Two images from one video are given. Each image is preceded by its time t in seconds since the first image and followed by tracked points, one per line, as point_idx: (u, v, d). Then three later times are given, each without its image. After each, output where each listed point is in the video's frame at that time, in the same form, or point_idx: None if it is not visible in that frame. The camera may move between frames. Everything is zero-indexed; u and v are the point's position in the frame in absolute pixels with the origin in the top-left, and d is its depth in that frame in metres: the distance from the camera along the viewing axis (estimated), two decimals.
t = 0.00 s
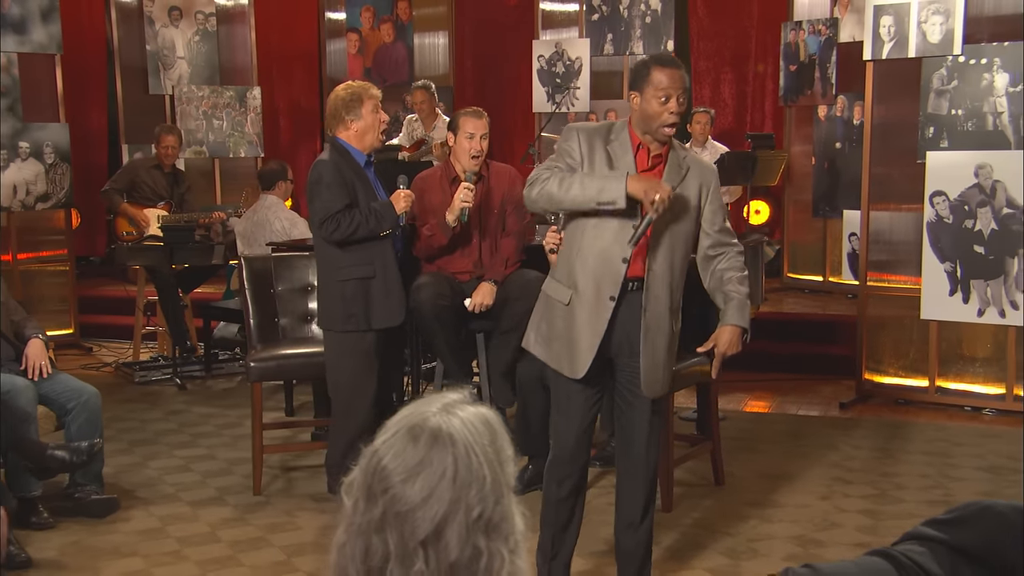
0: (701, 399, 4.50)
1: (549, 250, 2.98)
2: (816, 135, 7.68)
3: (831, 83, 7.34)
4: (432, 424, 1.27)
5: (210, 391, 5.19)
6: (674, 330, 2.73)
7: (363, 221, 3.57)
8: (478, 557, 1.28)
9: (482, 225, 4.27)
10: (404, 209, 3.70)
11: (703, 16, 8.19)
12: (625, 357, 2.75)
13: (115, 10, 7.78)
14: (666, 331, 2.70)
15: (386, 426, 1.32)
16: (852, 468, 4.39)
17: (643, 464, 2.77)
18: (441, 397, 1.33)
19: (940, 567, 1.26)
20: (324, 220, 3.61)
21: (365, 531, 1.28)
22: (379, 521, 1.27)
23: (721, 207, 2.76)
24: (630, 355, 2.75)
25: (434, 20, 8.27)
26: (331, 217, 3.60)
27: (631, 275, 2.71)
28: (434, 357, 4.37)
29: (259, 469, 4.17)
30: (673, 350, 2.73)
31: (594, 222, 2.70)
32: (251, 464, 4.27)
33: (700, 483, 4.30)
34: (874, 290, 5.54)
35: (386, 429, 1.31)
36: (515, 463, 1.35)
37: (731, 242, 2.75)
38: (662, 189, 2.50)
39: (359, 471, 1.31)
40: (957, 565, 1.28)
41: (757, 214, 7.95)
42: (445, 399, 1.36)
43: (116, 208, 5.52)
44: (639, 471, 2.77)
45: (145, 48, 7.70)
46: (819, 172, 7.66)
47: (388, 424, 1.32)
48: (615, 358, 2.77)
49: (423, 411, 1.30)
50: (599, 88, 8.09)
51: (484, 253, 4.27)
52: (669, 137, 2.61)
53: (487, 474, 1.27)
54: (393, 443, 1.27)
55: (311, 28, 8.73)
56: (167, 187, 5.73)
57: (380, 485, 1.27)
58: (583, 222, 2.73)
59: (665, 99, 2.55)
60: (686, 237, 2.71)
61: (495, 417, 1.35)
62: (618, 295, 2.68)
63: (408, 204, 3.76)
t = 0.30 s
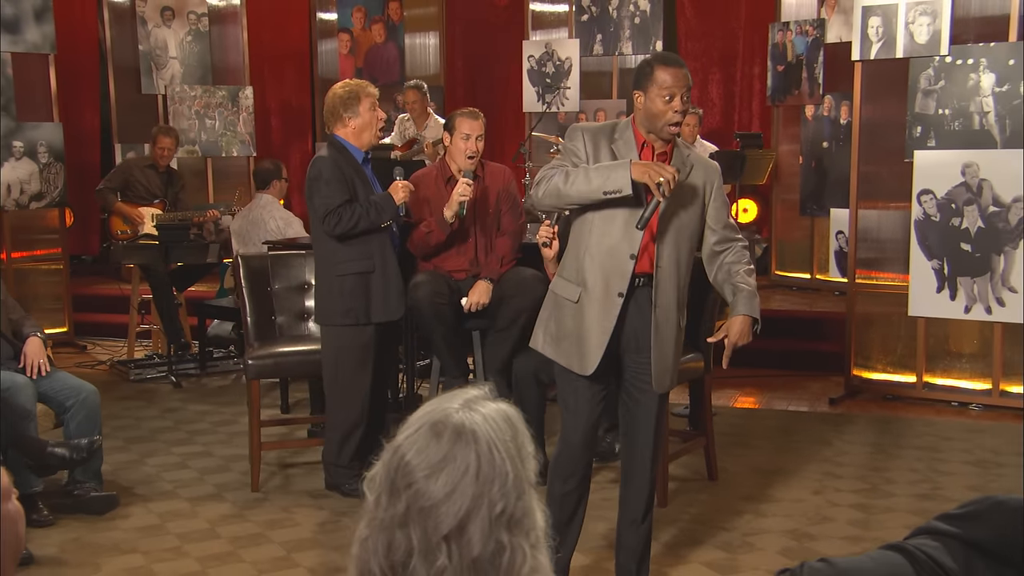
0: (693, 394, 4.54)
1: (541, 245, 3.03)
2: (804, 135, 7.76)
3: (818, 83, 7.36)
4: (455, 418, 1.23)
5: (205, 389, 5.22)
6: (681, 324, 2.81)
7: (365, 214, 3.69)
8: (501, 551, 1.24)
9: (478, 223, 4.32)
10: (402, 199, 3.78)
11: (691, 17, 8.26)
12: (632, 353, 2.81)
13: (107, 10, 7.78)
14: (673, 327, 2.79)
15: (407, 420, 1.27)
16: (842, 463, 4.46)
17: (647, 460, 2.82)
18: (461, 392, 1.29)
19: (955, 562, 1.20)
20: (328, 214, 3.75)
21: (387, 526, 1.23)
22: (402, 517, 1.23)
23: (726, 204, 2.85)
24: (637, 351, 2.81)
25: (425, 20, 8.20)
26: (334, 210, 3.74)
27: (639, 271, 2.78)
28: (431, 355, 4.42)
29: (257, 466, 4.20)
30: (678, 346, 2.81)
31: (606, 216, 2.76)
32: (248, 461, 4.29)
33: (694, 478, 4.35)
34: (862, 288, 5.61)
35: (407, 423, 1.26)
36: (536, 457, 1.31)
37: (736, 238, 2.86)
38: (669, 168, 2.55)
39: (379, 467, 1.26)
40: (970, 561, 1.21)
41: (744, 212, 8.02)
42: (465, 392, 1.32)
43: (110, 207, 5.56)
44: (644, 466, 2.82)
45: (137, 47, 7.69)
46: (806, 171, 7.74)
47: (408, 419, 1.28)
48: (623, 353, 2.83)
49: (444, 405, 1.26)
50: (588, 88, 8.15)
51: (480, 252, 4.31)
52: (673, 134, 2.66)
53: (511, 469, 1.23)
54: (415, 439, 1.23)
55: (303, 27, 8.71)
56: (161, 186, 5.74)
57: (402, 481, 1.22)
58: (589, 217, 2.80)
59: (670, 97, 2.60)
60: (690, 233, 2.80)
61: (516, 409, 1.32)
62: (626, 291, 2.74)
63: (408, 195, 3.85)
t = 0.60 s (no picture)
0: (686, 389, 4.59)
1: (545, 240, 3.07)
2: (790, 133, 7.80)
3: (805, 81, 7.46)
4: (470, 413, 1.25)
5: (200, 384, 5.24)
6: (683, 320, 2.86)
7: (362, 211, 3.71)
8: (519, 545, 1.26)
9: (474, 219, 4.35)
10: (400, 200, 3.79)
11: (678, 16, 8.29)
12: (635, 349, 2.87)
13: (99, 9, 7.76)
14: (676, 324, 2.83)
15: (424, 415, 1.29)
16: (832, 456, 4.52)
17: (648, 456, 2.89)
18: (476, 386, 1.31)
19: (968, 553, 1.17)
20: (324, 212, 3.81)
21: (406, 521, 1.26)
22: (421, 511, 1.25)
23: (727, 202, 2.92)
24: (640, 347, 2.87)
25: (414, 19, 8.30)
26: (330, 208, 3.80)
27: (644, 268, 2.84)
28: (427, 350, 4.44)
29: (254, 461, 4.23)
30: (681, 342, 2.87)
31: (614, 214, 2.82)
32: (245, 457, 4.32)
33: (687, 472, 4.41)
34: (851, 284, 5.67)
35: (424, 418, 1.29)
36: (553, 450, 1.33)
37: (739, 235, 2.92)
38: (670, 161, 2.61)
39: (398, 462, 1.28)
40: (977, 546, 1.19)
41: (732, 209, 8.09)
42: (481, 386, 1.34)
43: (104, 205, 5.58)
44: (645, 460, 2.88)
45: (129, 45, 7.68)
46: (793, 168, 7.77)
47: (426, 414, 1.30)
48: (625, 347, 2.88)
49: (461, 399, 1.28)
50: (577, 86, 8.19)
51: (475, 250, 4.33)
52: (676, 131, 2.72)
53: (528, 464, 1.25)
54: (433, 434, 1.25)
55: (294, 25, 8.76)
56: (155, 184, 5.76)
57: (421, 476, 1.24)
58: (593, 215, 2.86)
59: (675, 96, 2.66)
60: (693, 229, 2.85)
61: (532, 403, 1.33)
62: (631, 288, 2.80)
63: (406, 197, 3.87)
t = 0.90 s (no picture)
0: (681, 384, 4.65)
1: (552, 236, 3.14)
2: (780, 132, 7.84)
3: (795, 81, 7.47)
4: (490, 412, 1.28)
5: (198, 381, 5.28)
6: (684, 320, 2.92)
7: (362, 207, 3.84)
8: (539, 541, 1.29)
9: (473, 215, 4.41)
10: (400, 193, 4.00)
11: (669, 15, 8.24)
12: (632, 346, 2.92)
13: (94, 8, 7.76)
14: (676, 321, 2.89)
15: (442, 414, 1.32)
16: (825, 451, 4.59)
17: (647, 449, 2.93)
18: (493, 384, 1.34)
19: (980, 547, 1.36)
20: (325, 207, 3.97)
21: (427, 517, 1.29)
22: (442, 508, 1.28)
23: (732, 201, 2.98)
24: (638, 344, 2.92)
25: (408, 18, 8.40)
26: (330, 203, 3.96)
27: (643, 267, 2.89)
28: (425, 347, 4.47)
29: (254, 457, 4.26)
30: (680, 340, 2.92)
31: (619, 211, 2.87)
32: (245, 452, 4.35)
33: (682, 466, 4.47)
34: (842, 281, 5.73)
35: (442, 417, 1.31)
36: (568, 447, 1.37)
37: (742, 234, 2.98)
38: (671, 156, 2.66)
39: (418, 460, 1.31)
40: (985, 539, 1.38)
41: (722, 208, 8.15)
42: (497, 384, 1.37)
43: (100, 202, 5.60)
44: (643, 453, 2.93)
45: (124, 44, 7.68)
46: (782, 167, 7.83)
47: (444, 412, 1.32)
48: (623, 343, 2.94)
49: (479, 398, 1.31)
50: (569, 86, 8.25)
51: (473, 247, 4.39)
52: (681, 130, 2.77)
53: (546, 462, 1.28)
54: (453, 432, 1.28)
55: (286, 25, 8.76)
56: (151, 182, 5.78)
57: (441, 473, 1.27)
58: (595, 211, 2.91)
59: (680, 96, 2.71)
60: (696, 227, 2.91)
61: (548, 401, 1.36)
62: (629, 287, 2.85)
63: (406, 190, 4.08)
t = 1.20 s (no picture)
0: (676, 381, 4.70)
1: (552, 240, 3.32)
2: (770, 131, 7.75)
3: (785, 82, 7.54)
4: (514, 404, 1.30)
5: (195, 379, 5.31)
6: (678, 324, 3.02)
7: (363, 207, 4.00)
8: (565, 532, 1.29)
9: (472, 212, 4.45)
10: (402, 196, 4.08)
11: (659, 17, 8.39)
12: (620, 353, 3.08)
13: (90, 10, 7.80)
14: (667, 323, 2.98)
15: (467, 408, 1.33)
16: (818, 447, 4.65)
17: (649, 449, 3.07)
18: (516, 379, 1.36)
19: (973, 557, 1.11)
20: (327, 206, 4.03)
21: (453, 509, 1.29)
22: (468, 500, 1.28)
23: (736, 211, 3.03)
24: (629, 343, 3.04)
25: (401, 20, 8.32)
26: (333, 203, 4.01)
27: (635, 270, 3.01)
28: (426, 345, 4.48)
29: (254, 454, 4.29)
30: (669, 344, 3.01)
31: (617, 210, 2.97)
32: (245, 450, 4.38)
33: (678, 463, 4.52)
34: (833, 279, 5.80)
35: (467, 411, 1.33)
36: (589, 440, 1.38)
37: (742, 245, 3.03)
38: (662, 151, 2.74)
39: (443, 453, 1.32)
40: (994, 562, 1.10)
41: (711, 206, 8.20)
42: (519, 378, 1.38)
43: (97, 202, 5.62)
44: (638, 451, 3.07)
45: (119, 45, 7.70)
46: (773, 167, 7.79)
47: (467, 406, 1.34)
48: (613, 344, 3.08)
49: (502, 392, 1.32)
50: (561, 87, 8.30)
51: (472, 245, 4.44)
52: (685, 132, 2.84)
53: (570, 453, 1.29)
54: (478, 425, 1.29)
55: (279, 27, 8.81)
56: (148, 182, 5.80)
57: (467, 466, 1.28)
58: (594, 211, 3.01)
59: (693, 94, 2.76)
60: (693, 232, 2.97)
61: (570, 396, 1.38)
62: (619, 289, 2.97)
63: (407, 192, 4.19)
